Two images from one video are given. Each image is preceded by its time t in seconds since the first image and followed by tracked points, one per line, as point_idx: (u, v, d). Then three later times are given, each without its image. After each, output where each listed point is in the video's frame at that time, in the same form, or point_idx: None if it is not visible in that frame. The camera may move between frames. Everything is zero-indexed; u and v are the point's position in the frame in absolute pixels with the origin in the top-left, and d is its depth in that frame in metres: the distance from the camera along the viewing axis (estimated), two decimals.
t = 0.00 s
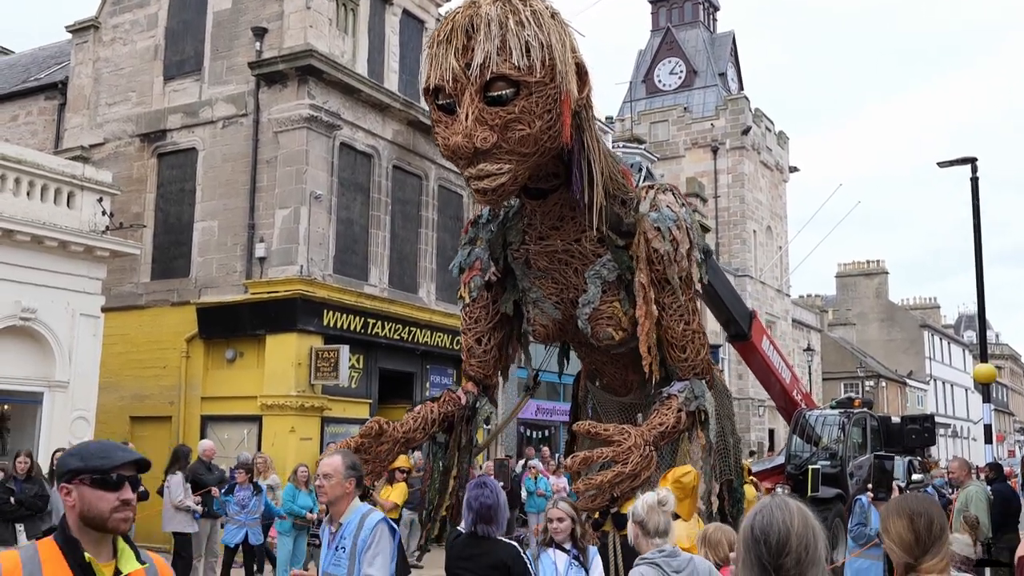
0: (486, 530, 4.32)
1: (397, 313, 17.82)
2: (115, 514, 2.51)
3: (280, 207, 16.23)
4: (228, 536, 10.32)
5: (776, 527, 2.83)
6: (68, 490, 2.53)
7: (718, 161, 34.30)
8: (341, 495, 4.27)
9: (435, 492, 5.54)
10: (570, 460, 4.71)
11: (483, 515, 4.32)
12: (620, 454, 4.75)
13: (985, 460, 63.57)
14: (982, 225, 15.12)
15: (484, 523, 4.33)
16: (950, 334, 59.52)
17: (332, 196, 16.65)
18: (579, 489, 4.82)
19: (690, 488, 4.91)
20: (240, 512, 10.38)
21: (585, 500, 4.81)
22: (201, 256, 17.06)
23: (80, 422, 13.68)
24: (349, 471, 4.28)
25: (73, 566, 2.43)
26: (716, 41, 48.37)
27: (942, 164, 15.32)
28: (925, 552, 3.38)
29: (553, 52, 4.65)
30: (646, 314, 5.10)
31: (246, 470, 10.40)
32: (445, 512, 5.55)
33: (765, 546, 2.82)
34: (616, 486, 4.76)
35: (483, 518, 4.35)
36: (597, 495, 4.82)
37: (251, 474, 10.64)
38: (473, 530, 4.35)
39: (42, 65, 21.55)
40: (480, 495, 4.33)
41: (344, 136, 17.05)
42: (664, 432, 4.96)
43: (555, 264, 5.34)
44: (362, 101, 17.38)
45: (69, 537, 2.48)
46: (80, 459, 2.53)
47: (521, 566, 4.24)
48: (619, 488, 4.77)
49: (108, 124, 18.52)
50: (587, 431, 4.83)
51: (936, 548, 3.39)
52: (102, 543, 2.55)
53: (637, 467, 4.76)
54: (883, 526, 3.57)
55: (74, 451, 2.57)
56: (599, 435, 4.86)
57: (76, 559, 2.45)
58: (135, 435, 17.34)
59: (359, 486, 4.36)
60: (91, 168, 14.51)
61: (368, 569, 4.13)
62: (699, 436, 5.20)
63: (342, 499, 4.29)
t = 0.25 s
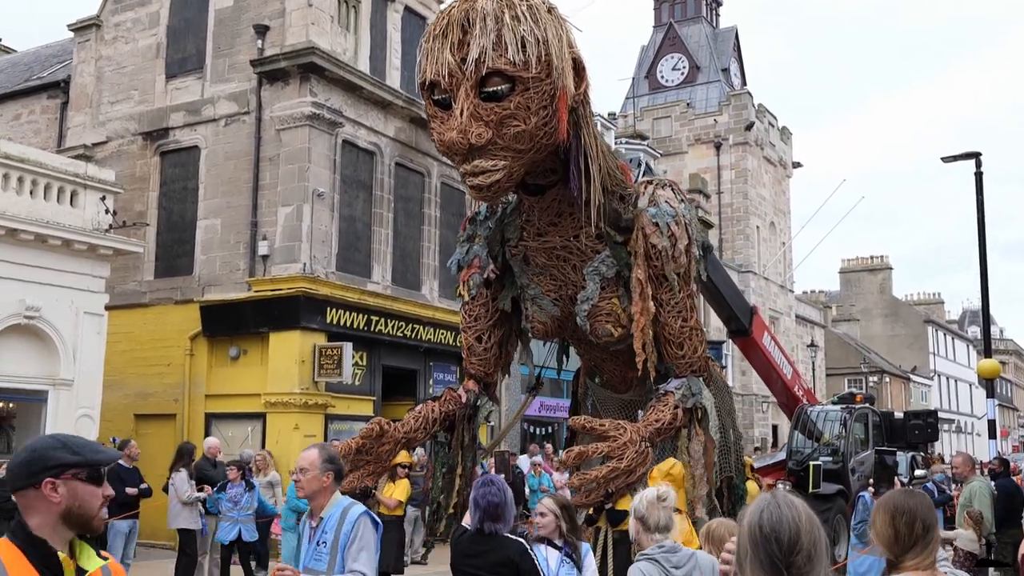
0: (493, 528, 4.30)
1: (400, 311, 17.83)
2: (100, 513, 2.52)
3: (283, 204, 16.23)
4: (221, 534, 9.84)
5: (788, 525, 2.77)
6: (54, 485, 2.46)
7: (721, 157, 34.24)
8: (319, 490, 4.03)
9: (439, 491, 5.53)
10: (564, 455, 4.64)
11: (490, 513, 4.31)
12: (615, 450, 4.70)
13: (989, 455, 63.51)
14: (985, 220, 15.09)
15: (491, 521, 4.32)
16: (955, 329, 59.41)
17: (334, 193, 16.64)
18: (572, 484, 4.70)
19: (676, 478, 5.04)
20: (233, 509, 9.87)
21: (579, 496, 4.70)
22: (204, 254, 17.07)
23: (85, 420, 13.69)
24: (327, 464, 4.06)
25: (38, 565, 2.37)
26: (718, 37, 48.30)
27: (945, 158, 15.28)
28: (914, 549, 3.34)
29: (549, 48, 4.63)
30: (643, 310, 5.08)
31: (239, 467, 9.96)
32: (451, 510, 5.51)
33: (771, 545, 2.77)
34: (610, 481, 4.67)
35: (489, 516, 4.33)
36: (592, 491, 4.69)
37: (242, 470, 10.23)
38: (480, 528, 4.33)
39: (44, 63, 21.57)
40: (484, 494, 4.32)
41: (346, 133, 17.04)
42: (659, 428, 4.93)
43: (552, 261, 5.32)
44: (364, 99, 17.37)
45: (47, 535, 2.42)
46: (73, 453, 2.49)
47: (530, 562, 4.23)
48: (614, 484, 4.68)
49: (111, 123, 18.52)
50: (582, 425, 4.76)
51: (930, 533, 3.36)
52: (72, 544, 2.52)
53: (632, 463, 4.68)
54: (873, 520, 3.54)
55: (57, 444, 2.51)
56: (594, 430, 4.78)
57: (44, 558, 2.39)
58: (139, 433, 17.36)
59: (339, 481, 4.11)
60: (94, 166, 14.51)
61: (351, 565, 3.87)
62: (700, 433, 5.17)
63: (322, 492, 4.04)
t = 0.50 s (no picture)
0: (501, 526, 4.29)
1: (405, 307, 17.84)
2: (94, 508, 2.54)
3: (288, 201, 16.23)
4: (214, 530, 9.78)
5: (800, 522, 2.76)
6: (56, 482, 2.46)
7: (725, 152, 34.14)
8: (302, 489, 3.98)
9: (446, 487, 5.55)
10: (558, 446, 4.63)
11: (500, 511, 4.30)
12: (609, 443, 4.68)
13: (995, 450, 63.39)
14: (991, 215, 15.03)
15: (501, 518, 4.31)
16: (961, 324, 59.25)
17: (339, 190, 16.63)
18: (567, 476, 4.70)
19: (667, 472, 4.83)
20: (228, 505, 9.76)
21: (572, 489, 4.68)
22: (209, 250, 17.08)
23: (90, 417, 13.72)
24: (309, 463, 3.99)
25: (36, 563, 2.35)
26: (723, 32, 48.19)
27: (951, 153, 15.22)
28: (908, 551, 3.32)
29: (548, 42, 4.61)
30: (640, 304, 5.06)
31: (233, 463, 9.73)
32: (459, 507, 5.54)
33: (779, 542, 2.74)
34: (604, 474, 4.66)
35: (500, 514, 4.33)
36: (585, 483, 4.68)
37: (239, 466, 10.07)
38: (490, 526, 4.31)
39: (49, 61, 21.59)
40: (493, 493, 4.31)
41: (351, 129, 17.02)
42: (654, 423, 4.87)
43: (553, 256, 5.31)
44: (369, 95, 17.36)
45: (46, 534, 2.42)
46: (75, 450, 2.50)
47: (538, 558, 4.22)
48: (608, 476, 4.67)
49: (116, 120, 18.54)
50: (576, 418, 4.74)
51: (933, 529, 3.32)
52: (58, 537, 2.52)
53: (626, 456, 4.67)
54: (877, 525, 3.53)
55: (55, 441, 2.50)
56: (589, 422, 4.79)
57: (41, 556, 2.38)
58: (144, 430, 17.39)
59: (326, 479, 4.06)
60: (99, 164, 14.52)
61: (334, 563, 3.81)
62: (695, 431, 5.07)
63: (307, 491, 3.98)
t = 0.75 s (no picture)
0: (510, 528, 4.26)
1: (411, 307, 17.84)
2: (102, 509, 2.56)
3: (294, 200, 16.23)
4: (212, 531, 9.73)
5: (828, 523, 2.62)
6: (69, 485, 2.47)
7: (731, 152, 34.05)
8: (287, 493, 3.92)
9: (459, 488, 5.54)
10: (544, 444, 4.61)
11: (506, 513, 4.28)
12: (597, 442, 4.62)
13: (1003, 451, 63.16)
14: (997, 215, 14.98)
15: (508, 520, 4.28)
16: (967, 324, 59.06)
17: (345, 189, 16.63)
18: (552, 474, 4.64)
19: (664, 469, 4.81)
20: (225, 506, 9.73)
21: (559, 488, 4.61)
22: (216, 250, 17.10)
23: (96, 416, 13.74)
24: (292, 466, 3.91)
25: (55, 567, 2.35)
26: (729, 32, 48.13)
27: (957, 153, 15.17)
28: (919, 558, 3.29)
29: (550, 39, 4.59)
30: (638, 300, 5.01)
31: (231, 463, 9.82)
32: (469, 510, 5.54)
33: (808, 540, 2.57)
34: (592, 474, 4.59)
35: (507, 515, 4.31)
36: (573, 483, 4.60)
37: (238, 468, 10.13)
38: (497, 527, 4.29)
39: (57, 61, 21.64)
40: (501, 494, 4.30)
41: (357, 129, 17.02)
42: (645, 422, 4.83)
43: (556, 255, 5.30)
44: (375, 95, 17.36)
45: (61, 536, 2.43)
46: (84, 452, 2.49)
47: (546, 560, 4.20)
48: (596, 476, 4.60)
49: (123, 120, 18.57)
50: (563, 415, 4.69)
51: (945, 538, 3.29)
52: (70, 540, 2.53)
53: (615, 456, 4.60)
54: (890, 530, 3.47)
55: (68, 444, 2.49)
56: (577, 421, 4.75)
57: (57, 555, 2.39)
58: (151, 429, 17.41)
59: (318, 483, 3.98)
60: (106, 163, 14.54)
61: (308, 568, 3.72)
62: (686, 432, 5.01)
63: (293, 495, 3.93)
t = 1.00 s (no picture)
0: (516, 531, 4.23)
1: (417, 309, 17.85)
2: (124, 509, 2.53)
3: (300, 202, 16.24)
4: (208, 532, 9.39)
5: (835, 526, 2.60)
6: (88, 486, 2.44)
7: (738, 155, 33.98)
8: (277, 493, 3.76)
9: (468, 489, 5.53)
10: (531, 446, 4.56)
11: (512, 517, 4.24)
12: (585, 445, 4.59)
13: (1009, 456, 62.97)
14: (1004, 220, 14.92)
15: (514, 523, 4.25)
16: (974, 330, 58.89)
17: (351, 191, 16.63)
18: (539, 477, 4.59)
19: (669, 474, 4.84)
20: (221, 507, 9.37)
21: (547, 491, 4.54)
22: (222, 251, 17.12)
23: (102, 416, 13.74)
24: (281, 465, 3.75)
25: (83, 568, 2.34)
26: (736, 35, 48.10)
27: (964, 157, 15.12)
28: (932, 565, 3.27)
29: (554, 39, 4.57)
30: (636, 298, 4.97)
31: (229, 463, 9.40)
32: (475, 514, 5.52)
33: (816, 542, 2.55)
34: (581, 478, 4.56)
35: (513, 519, 4.27)
36: (561, 487, 4.55)
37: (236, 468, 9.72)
38: (503, 531, 4.25)
39: (65, 62, 21.69)
40: (507, 496, 4.26)
41: (364, 131, 17.04)
42: (636, 426, 4.78)
43: (558, 256, 5.28)
44: (382, 97, 17.37)
45: (86, 536, 2.42)
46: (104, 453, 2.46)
47: (552, 566, 4.17)
48: (584, 480, 4.56)
49: (130, 121, 18.61)
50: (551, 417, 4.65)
51: (958, 546, 3.27)
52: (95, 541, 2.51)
53: (603, 459, 4.56)
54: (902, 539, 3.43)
55: (86, 446, 2.46)
56: (567, 423, 4.69)
57: (84, 556, 2.39)
58: (156, 430, 17.43)
59: (310, 484, 3.80)
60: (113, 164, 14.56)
61: (288, 569, 3.53)
62: (676, 436, 4.97)
63: (283, 495, 3.76)
